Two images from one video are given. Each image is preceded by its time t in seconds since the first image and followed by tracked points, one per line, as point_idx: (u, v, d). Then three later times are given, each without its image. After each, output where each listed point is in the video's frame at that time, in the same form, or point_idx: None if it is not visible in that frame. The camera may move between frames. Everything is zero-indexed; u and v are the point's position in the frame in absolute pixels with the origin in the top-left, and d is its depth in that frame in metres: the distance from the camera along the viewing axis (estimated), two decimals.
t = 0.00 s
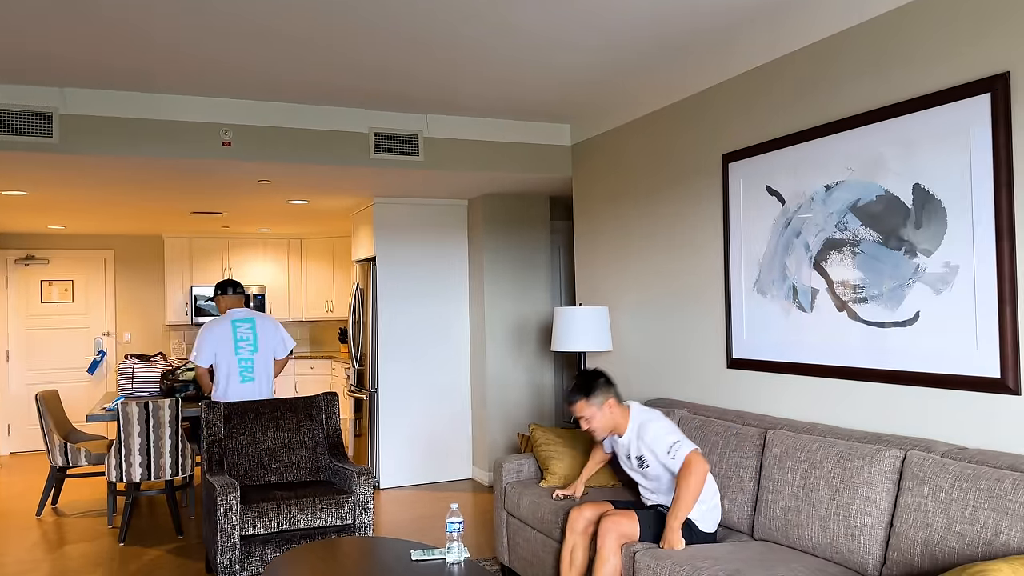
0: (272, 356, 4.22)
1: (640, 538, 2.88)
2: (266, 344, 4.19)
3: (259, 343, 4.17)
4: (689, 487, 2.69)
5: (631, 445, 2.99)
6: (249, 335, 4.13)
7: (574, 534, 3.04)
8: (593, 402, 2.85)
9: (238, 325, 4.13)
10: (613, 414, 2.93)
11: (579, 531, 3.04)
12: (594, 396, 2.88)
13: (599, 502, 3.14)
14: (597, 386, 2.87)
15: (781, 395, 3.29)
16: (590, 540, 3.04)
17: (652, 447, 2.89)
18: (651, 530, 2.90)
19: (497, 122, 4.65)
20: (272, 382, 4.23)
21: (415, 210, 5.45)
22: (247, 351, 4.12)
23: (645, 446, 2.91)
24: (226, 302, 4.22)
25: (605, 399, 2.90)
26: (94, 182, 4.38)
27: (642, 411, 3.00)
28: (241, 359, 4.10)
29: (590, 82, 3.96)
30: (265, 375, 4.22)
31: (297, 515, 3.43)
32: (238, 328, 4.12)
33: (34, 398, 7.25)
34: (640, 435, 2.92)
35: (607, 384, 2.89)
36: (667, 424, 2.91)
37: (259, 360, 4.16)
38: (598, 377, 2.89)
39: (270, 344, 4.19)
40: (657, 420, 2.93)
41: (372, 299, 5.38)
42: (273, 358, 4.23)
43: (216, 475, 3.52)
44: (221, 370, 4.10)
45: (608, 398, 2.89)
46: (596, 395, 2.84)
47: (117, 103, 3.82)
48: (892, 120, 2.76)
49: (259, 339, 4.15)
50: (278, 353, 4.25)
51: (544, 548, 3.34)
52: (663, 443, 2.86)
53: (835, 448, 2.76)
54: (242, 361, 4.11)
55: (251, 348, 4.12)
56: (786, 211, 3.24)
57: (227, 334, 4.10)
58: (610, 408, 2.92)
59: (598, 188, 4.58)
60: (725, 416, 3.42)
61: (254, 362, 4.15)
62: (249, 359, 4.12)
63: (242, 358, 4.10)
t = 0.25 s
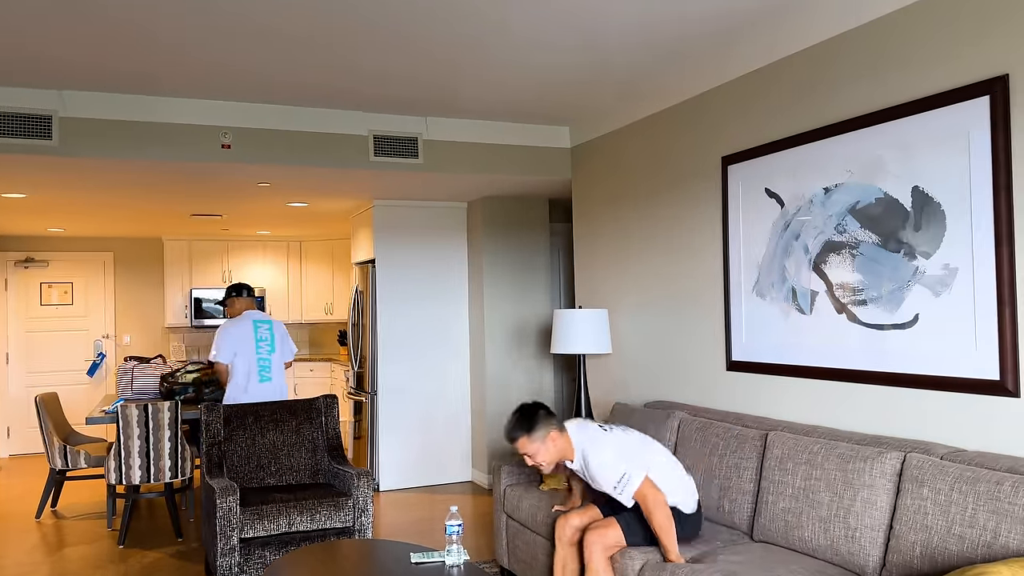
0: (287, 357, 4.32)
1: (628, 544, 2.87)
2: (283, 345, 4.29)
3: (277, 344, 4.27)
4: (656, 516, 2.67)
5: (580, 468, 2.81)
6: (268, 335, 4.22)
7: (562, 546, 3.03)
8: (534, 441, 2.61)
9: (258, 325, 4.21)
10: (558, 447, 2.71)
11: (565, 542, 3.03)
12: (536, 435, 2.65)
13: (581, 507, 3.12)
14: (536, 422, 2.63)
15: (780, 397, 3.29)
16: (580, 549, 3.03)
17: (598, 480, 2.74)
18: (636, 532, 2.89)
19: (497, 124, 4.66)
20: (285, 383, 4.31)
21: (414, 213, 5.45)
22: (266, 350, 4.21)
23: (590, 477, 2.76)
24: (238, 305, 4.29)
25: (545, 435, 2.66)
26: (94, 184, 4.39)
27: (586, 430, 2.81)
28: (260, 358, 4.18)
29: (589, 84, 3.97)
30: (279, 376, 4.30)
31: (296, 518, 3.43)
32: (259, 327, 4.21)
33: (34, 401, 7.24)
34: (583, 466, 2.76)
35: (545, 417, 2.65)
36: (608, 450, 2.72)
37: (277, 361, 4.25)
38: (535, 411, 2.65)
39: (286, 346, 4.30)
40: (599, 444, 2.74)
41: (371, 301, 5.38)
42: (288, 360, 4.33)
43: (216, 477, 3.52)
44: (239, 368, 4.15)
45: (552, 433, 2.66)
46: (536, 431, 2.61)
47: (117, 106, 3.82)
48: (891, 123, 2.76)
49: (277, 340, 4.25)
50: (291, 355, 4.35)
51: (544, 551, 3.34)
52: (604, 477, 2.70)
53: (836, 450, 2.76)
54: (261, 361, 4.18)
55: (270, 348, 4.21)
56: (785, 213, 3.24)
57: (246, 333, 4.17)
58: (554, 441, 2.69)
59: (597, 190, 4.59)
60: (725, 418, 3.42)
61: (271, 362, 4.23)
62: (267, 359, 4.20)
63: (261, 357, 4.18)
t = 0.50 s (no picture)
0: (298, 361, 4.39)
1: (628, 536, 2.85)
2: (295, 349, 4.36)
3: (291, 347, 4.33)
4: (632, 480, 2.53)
5: (552, 415, 2.67)
6: (285, 339, 4.28)
7: (570, 551, 3.04)
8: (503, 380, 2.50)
9: (276, 330, 4.25)
10: (530, 388, 2.59)
11: (571, 545, 3.04)
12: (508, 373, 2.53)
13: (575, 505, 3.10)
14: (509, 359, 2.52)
15: (787, 401, 3.27)
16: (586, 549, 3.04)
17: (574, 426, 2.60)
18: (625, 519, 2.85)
19: (501, 128, 4.66)
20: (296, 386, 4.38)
21: (419, 217, 5.46)
22: (283, 354, 4.26)
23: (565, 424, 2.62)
24: (254, 307, 4.30)
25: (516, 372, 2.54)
26: (100, 188, 4.40)
27: (564, 374, 2.69)
28: (279, 361, 4.23)
29: (594, 88, 3.97)
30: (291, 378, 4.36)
31: (302, 521, 3.43)
32: (277, 332, 4.24)
33: (40, 404, 7.27)
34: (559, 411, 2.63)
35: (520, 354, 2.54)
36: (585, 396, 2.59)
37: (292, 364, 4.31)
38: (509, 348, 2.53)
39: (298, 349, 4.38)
40: (578, 389, 2.63)
41: (376, 305, 5.38)
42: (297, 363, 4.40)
43: (221, 480, 3.52)
44: (261, 371, 4.17)
45: (524, 369, 2.55)
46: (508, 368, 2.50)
47: (123, 110, 3.84)
48: (897, 125, 2.76)
49: (292, 343, 4.32)
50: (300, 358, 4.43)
51: (549, 555, 3.33)
52: (581, 423, 2.57)
53: (843, 453, 2.75)
54: (281, 364, 4.23)
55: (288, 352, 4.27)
56: (791, 216, 3.24)
57: (267, 337, 4.20)
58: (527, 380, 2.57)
59: (602, 193, 4.59)
60: (731, 422, 3.41)
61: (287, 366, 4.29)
62: (286, 362, 4.26)
63: (281, 361, 4.22)
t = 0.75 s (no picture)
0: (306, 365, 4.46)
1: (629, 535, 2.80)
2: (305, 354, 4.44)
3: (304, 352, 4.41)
4: (634, 403, 2.69)
5: (554, 340, 2.79)
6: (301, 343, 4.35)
7: (577, 558, 3.00)
8: (511, 287, 2.67)
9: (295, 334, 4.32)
10: (535, 303, 2.75)
11: (578, 552, 3.00)
12: (517, 284, 2.70)
13: (570, 513, 3.04)
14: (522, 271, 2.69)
15: (797, 406, 3.26)
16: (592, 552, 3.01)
17: (583, 347, 2.69)
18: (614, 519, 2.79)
19: (509, 133, 4.67)
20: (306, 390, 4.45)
21: (427, 221, 5.47)
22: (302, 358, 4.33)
23: (571, 347, 2.71)
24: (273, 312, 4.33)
25: (524, 287, 2.71)
26: (111, 193, 4.42)
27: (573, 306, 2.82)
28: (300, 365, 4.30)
29: (602, 93, 3.97)
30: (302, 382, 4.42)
31: (310, 526, 3.43)
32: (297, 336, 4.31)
33: (50, 409, 7.30)
34: (568, 333, 2.73)
35: (534, 272, 2.71)
36: (601, 322, 2.74)
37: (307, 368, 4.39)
38: (528, 262, 2.70)
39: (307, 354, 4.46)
40: (586, 318, 2.75)
41: (384, 309, 5.39)
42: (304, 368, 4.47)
43: (230, 485, 3.53)
44: (286, 374, 4.22)
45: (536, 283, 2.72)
46: (521, 279, 2.67)
47: (134, 116, 3.86)
48: (905, 130, 2.75)
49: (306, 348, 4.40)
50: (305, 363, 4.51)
51: (558, 561, 3.32)
52: (593, 345, 2.68)
53: (854, 459, 2.74)
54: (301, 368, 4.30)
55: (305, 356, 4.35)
56: (800, 221, 3.23)
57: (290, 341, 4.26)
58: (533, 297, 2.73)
59: (610, 198, 4.59)
60: (740, 427, 3.40)
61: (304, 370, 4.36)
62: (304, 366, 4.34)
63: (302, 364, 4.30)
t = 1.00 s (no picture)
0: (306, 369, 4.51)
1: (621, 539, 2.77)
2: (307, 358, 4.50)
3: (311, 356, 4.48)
4: (617, 395, 2.65)
5: (560, 322, 2.83)
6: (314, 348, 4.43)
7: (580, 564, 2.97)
8: (531, 254, 2.79)
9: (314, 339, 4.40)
10: (546, 282, 2.84)
11: (581, 560, 2.97)
12: (535, 257, 2.82)
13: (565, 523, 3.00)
14: (544, 248, 2.80)
15: (807, 412, 3.25)
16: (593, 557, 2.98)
17: (582, 330, 2.70)
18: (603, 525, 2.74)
19: (517, 139, 4.67)
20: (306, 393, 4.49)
21: (435, 227, 5.48)
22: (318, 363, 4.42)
23: (571, 329, 2.73)
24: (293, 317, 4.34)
25: (540, 262, 2.81)
26: (121, 200, 4.45)
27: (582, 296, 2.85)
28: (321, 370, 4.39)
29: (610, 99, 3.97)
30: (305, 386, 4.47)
31: (319, 532, 3.43)
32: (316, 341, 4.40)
33: (59, 414, 7.33)
34: (573, 315, 2.75)
35: (555, 255, 2.82)
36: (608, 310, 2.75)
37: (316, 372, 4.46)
38: (552, 243, 2.82)
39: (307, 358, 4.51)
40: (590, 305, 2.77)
41: (392, 315, 5.39)
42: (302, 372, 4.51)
43: (239, 491, 3.54)
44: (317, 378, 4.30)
45: (552, 262, 2.81)
46: (541, 251, 2.79)
47: (145, 123, 3.89)
48: (914, 135, 2.75)
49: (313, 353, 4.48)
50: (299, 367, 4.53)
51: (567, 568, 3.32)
52: (591, 330, 2.69)
53: (864, 466, 2.72)
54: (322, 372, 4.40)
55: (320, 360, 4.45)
56: (809, 226, 3.23)
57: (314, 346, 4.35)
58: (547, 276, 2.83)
59: (618, 203, 4.59)
60: (750, 433, 3.40)
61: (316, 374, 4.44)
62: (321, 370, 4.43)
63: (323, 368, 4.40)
